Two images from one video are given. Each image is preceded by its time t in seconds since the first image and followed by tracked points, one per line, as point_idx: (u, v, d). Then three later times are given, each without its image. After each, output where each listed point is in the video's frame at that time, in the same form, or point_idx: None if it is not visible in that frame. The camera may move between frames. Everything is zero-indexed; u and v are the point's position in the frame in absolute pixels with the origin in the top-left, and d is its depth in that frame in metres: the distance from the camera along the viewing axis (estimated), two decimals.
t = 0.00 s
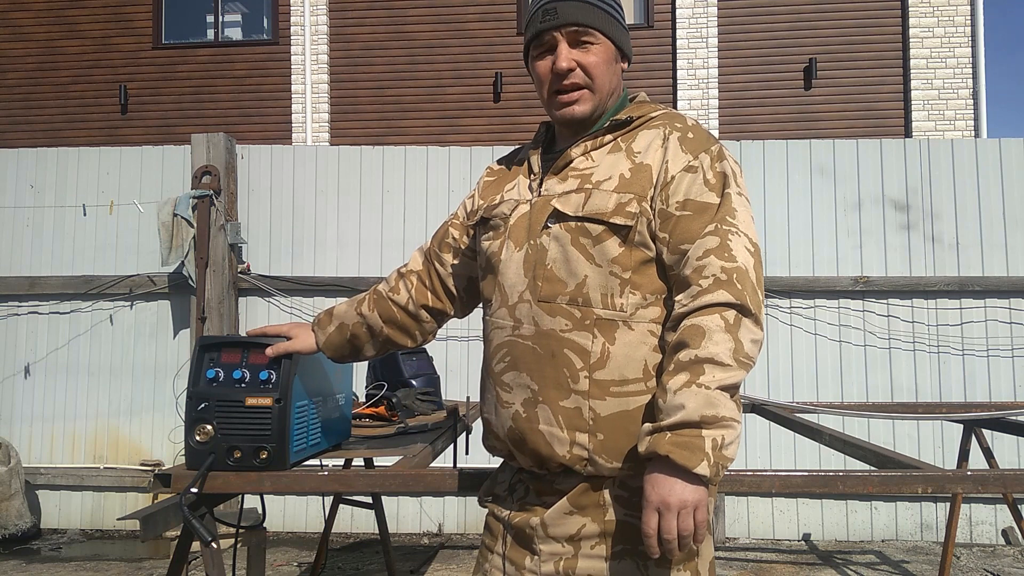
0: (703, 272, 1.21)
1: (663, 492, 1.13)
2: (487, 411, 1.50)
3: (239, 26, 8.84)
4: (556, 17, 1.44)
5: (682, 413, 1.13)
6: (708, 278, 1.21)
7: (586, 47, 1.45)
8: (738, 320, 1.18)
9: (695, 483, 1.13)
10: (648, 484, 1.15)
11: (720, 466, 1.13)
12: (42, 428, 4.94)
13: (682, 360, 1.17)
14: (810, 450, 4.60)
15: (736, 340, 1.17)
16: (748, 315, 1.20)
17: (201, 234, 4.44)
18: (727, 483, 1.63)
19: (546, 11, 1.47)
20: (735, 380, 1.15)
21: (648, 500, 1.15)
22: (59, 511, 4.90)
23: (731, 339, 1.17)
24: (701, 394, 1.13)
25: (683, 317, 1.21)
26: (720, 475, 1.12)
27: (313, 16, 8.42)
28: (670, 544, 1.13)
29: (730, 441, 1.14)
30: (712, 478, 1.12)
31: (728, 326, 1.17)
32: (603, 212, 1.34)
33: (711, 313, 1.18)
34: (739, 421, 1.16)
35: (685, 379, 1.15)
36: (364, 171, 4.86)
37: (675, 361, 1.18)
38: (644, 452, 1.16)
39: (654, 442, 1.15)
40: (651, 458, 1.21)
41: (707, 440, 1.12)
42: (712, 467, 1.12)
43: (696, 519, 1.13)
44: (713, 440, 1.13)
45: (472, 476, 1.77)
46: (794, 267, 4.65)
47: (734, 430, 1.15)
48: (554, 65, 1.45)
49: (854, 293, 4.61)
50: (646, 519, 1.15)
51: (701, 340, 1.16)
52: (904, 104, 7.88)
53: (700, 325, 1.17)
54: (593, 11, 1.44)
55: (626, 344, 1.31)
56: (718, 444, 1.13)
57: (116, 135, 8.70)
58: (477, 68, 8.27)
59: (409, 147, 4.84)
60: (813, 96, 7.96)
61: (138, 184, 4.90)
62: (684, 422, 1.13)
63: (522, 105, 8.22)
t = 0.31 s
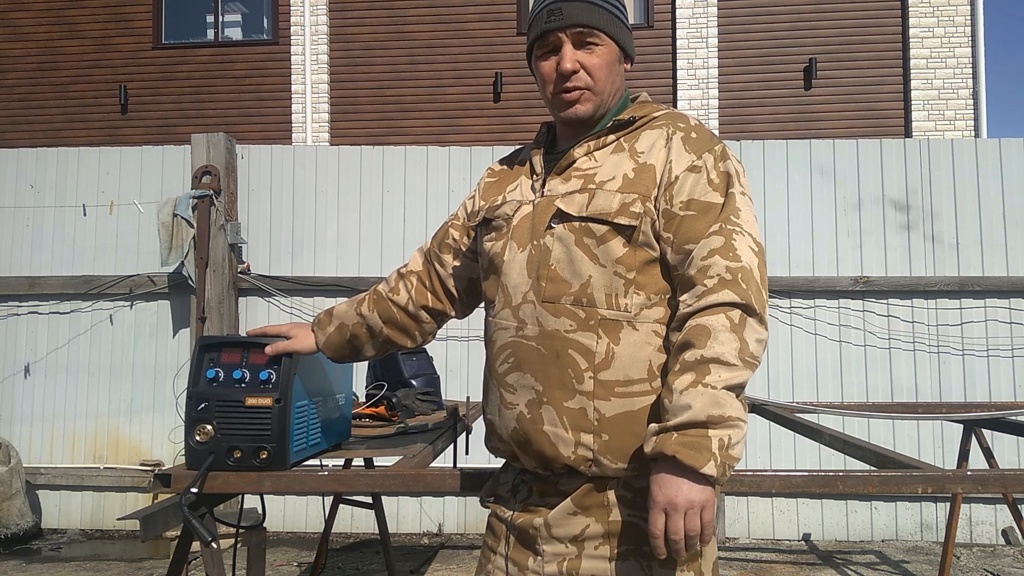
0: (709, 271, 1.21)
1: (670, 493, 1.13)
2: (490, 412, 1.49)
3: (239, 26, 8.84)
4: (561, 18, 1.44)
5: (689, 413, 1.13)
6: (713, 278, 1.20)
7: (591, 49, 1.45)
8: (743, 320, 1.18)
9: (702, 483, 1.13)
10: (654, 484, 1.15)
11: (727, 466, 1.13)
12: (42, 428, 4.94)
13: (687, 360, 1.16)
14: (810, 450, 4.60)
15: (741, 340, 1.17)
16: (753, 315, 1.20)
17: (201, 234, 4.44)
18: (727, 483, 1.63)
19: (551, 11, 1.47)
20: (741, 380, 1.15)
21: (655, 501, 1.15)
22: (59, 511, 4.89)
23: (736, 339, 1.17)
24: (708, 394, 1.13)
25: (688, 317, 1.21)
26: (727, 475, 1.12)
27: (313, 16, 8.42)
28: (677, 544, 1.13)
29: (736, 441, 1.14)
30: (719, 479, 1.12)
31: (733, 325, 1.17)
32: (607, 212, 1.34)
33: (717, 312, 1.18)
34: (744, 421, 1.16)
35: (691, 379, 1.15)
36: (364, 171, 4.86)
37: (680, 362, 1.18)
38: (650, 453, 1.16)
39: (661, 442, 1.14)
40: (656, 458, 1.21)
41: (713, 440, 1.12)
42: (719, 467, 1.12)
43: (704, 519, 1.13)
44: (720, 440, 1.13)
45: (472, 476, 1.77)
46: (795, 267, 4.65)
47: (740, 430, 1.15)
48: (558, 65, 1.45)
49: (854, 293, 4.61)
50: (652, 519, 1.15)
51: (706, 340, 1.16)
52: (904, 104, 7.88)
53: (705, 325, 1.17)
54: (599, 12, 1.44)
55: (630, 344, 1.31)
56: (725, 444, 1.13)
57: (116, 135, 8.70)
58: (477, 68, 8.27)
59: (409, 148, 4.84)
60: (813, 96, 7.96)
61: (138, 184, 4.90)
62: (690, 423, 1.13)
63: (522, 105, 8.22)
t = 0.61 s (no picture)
0: (710, 263, 1.21)
1: (675, 486, 1.13)
2: (493, 413, 1.49)
3: (239, 26, 8.84)
4: (558, 20, 1.44)
5: (693, 404, 1.13)
6: (714, 270, 1.20)
7: (588, 51, 1.45)
8: (746, 311, 1.18)
9: (708, 474, 1.13)
10: (660, 478, 1.15)
11: (733, 457, 1.12)
12: (42, 428, 4.94)
13: (690, 352, 1.16)
14: (810, 450, 4.60)
15: (744, 331, 1.17)
16: (756, 307, 1.20)
17: (201, 234, 4.44)
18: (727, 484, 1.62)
19: (548, 13, 1.47)
20: (745, 371, 1.15)
21: (661, 494, 1.15)
22: (59, 511, 4.89)
23: (739, 330, 1.17)
24: (712, 384, 1.13)
25: (691, 310, 1.21)
26: (733, 467, 1.12)
27: (313, 16, 8.42)
28: (685, 538, 1.13)
29: (742, 432, 1.14)
30: (724, 470, 1.12)
31: (735, 317, 1.17)
32: (607, 208, 1.34)
33: (720, 304, 1.18)
34: (750, 412, 1.15)
35: (695, 371, 1.15)
36: (364, 171, 4.86)
37: (684, 354, 1.17)
38: (655, 446, 1.16)
39: (665, 435, 1.14)
40: (661, 453, 1.21)
41: (718, 431, 1.12)
42: (725, 459, 1.11)
43: (710, 513, 1.13)
44: (725, 431, 1.13)
45: (473, 477, 1.77)
46: (795, 267, 4.65)
47: (746, 421, 1.15)
48: (555, 67, 1.45)
49: (854, 293, 4.61)
50: (659, 513, 1.14)
51: (710, 331, 1.16)
52: (904, 104, 7.88)
53: (708, 317, 1.17)
54: (596, 14, 1.44)
55: (633, 340, 1.31)
56: (730, 435, 1.13)
57: (116, 135, 8.70)
58: (477, 68, 8.27)
59: (409, 147, 4.84)
60: (813, 96, 7.96)
61: (138, 184, 4.90)
62: (694, 414, 1.13)
63: (523, 105, 8.21)
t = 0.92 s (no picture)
0: (709, 260, 1.21)
1: (674, 484, 1.13)
2: (495, 414, 1.49)
3: (239, 26, 8.84)
4: (542, 23, 1.45)
5: (691, 401, 1.13)
6: (714, 267, 1.20)
7: (573, 51, 1.45)
8: (746, 307, 1.18)
9: (707, 472, 1.12)
10: (659, 476, 1.15)
11: (732, 455, 1.12)
12: (42, 428, 4.94)
13: (690, 349, 1.16)
14: (810, 450, 4.60)
15: (744, 328, 1.16)
16: (756, 303, 1.19)
17: (201, 234, 4.44)
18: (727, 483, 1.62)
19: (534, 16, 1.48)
20: (744, 368, 1.15)
21: (660, 492, 1.15)
22: (59, 511, 4.89)
23: (739, 327, 1.16)
24: (711, 381, 1.13)
25: (690, 307, 1.21)
26: (732, 464, 1.12)
27: (313, 16, 8.42)
28: (684, 536, 1.13)
29: (741, 429, 1.14)
30: (723, 468, 1.11)
31: (735, 314, 1.17)
32: (606, 207, 1.35)
33: (720, 300, 1.18)
34: (749, 408, 1.15)
35: (694, 368, 1.15)
36: (364, 171, 4.86)
37: (683, 351, 1.17)
38: (654, 443, 1.16)
39: (664, 432, 1.14)
40: (661, 451, 1.21)
41: (717, 428, 1.12)
42: (723, 456, 1.11)
43: (709, 510, 1.13)
44: (724, 428, 1.12)
45: (473, 477, 1.77)
46: (795, 267, 4.65)
47: (745, 418, 1.14)
48: (542, 69, 1.46)
49: (854, 293, 4.61)
50: (657, 511, 1.14)
51: (709, 328, 1.16)
52: (904, 104, 7.88)
53: (708, 313, 1.17)
54: (578, 13, 1.44)
55: (634, 339, 1.31)
56: (729, 432, 1.12)
57: (116, 135, 8.70)
58: (477, 68, 8.27)
59: (409, 147, 4.84)
60: (813, 96, 7.96)
61: (138, 184, 4.90)
62: (693, 412, 1.12)
63: (523, 105, 8.22)
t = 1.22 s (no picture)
0: (709, 262, 1.21)
1: (672, 487, 1.13)
2: (494, 414, 1.49)
3: (239, 26, 8.84)
4: (522, 28, 1.47)
5: (689, 405, 1.13)
6: (714, 269, 1.20)
7: (549, 57, 1.45)
8: (746, 311, 1.18)
9: (704, 476, 1.13)
10: (657, 479, 1.15)
11: (729, 459, 1.12)
12: (42, 428, 4.94)
13: (689, 352, 1.16)
14: (810, 450, 4.60)
15: (743, 332, 1.17)
16: (755, 307, 1.20)
17: (202, 234, 4.44)
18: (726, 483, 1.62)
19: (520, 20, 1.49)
20: (743, 372, 1.15)
21: (658, 496, 1.15)
22: (59, 511, 4.89)
23: (738, 331, 1.17)
24: (709, 386, 1.13)
25: (690, 310, 1.21)
26: (730, 468, 1.12)
27: (313, 16, 8.42)
28: (681, 539, 1.13)
29: (739, 434, 1.14)
30: (721, 471, 1.12)
31: (734, 317, 1.17)
32: (607, 208, 1.35)
33: (719, 303, 1.18)
34: (747, 413, 1.15)
35: (692, 372, 1.15)
36: (364, 171, 4.86)
37: (682, 354, 1.17)
38: (653, 447, 1.16)
39: (662, 436, 1.14)
40: (659, 453, 1.21)
41: (715, 433, 1.12)
42: (721, 460, 1.11)
43: (707, 514, 1.13)
44: (721, 432, 1.13)
45: (473, 477, 1.77)
46: (795, 267, 4.65)
47: (743, 423, 1.15)
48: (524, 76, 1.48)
49: (854, 293, 4.61)
50: (655, 514, 1.14)
51: (708, 332, 1.16)
52: (904, 104, 7.88)
53: (707, 317, 1.17)
54: (556, 18, 1.43)
55: (634, 340, 1.31)
56: (727, 436, 1.13)
57: (116, 135, 8.70)
58: (477, 68, 8.27)
59: (409, 147, 4.84)
60: (813, 96, 7.96)
61: (138, 184, 4.90)
62: (691, 416, 1.13)
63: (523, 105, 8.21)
